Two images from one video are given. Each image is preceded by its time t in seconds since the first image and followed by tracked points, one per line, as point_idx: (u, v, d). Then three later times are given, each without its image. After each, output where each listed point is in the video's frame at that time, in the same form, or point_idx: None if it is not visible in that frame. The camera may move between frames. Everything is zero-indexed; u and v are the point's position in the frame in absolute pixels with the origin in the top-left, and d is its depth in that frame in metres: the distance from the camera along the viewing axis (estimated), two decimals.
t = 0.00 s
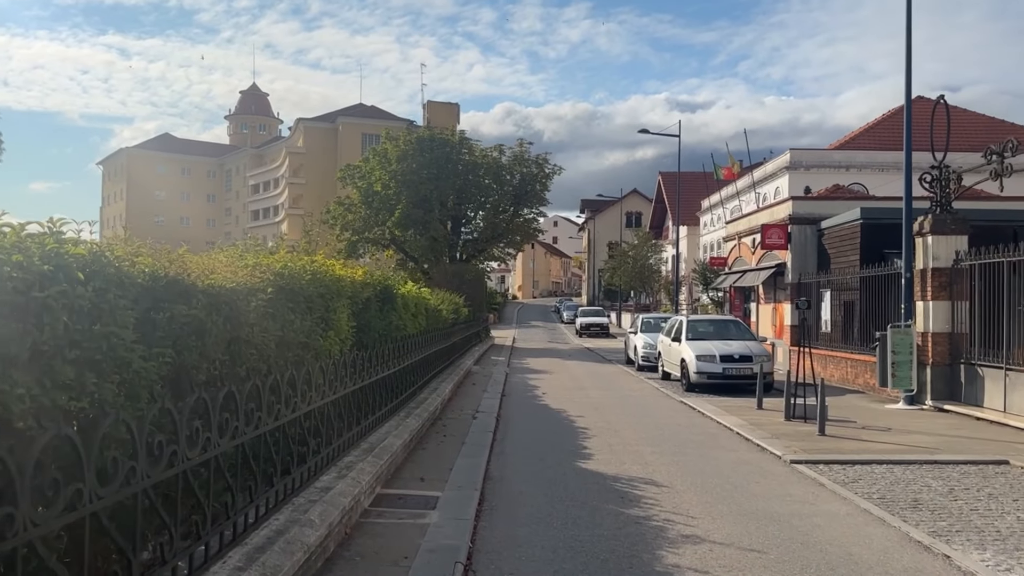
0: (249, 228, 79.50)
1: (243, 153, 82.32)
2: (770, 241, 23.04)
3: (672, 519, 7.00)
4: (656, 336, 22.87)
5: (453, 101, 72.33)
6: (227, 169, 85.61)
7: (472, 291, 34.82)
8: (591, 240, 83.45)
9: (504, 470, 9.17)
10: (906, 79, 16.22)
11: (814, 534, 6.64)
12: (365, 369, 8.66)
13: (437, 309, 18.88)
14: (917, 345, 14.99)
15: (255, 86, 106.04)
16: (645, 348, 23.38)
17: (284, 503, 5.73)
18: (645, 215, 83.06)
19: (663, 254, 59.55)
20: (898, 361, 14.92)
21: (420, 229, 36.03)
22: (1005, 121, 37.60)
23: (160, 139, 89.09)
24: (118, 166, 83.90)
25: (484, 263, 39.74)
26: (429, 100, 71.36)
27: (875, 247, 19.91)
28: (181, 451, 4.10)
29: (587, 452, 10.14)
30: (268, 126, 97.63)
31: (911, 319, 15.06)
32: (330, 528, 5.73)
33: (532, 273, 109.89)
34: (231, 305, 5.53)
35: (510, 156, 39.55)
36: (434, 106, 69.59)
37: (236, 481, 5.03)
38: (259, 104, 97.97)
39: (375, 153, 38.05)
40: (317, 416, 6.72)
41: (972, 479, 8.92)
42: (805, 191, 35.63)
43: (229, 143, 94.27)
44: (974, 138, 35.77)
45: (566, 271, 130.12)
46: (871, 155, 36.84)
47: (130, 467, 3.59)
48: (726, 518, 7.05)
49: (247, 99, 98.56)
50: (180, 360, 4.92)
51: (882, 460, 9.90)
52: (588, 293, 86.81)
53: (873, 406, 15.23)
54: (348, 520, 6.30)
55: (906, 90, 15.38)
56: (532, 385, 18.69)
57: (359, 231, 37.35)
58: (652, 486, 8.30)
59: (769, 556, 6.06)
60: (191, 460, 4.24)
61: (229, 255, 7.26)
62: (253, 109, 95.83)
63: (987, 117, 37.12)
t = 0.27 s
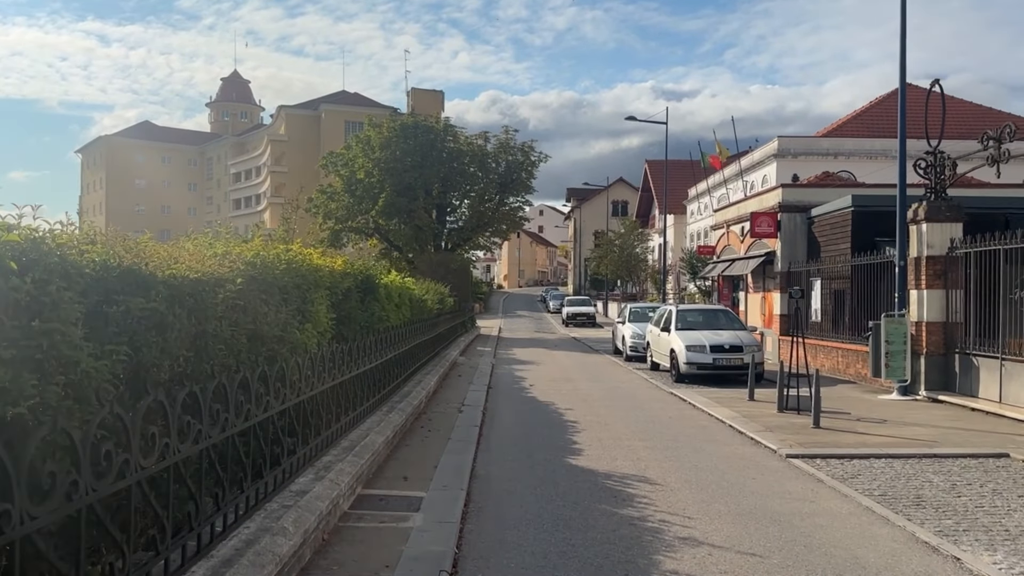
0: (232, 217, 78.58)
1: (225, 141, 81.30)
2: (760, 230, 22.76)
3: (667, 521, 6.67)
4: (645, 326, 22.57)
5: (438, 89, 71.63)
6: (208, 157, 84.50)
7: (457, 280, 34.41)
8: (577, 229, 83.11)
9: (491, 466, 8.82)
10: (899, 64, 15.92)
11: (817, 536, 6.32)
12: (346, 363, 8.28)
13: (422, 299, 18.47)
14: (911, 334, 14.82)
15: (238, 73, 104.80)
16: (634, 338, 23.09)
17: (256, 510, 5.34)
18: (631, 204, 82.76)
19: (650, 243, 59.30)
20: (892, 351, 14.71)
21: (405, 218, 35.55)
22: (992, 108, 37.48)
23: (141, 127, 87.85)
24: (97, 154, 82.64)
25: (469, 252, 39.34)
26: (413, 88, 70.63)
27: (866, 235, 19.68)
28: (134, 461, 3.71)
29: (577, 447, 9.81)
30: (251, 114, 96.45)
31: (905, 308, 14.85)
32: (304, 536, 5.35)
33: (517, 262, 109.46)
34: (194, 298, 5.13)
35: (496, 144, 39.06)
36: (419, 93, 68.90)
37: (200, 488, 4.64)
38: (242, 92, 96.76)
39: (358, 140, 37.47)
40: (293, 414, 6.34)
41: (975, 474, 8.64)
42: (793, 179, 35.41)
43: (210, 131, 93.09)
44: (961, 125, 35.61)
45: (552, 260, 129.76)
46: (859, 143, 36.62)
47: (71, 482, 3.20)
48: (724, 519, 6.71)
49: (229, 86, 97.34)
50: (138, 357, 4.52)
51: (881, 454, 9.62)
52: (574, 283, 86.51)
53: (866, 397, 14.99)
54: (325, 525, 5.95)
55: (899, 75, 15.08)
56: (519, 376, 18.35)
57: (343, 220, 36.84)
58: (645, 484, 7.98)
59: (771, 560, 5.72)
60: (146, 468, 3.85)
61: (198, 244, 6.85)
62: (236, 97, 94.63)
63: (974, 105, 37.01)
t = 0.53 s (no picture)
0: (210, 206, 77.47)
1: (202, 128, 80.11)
2: (745, 216, 22.52)
3: (661, 517, 6.35)
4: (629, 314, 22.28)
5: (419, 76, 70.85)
6: (186, 145, 83.47)
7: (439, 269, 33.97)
8: (559, 218, 82.74)
9: (474, 459, 8.46)
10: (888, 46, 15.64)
11: (817, 532, 6.02)
12: (321, 352, 7.88)
13: (402, 287, 18.02)
14: (900, 321, 14.65)
15: (214, 60, 103.30)
16: (618, 327, 22.79)
17: (221, 510, 4.97)
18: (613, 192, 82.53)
19: (633, 231, 59.03)
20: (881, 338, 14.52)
21: (385, 206, 34.99)
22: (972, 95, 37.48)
23: (117, 115, 86.40)
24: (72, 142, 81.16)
25: (451, 241, 38.85)
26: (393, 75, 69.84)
27: (852, 220, 19.50)
28: (73, 463, 3.33)
29: (564, 439, 9.49)
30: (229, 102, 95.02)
31: (894, 295, 14.67)
32: (274, 538, 4.97)
33: (500, 251, 108.99)
34: (151, 282, 4.74)
35: (477, 131, 38.54)
36: (400, 80, 68.14)
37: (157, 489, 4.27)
38: (219, 79, 95.43)
39: (337, 127, 36.84)
40: (262, 407, 5.94)
41: (972, 464, 8.40)
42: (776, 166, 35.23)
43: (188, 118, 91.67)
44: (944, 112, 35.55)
45: (534, 249, 129.48)
46: (842, 130, 36.47)
47: None
48: (719, 515, 6.40)
49: (206, 74, 95.92)
50: (86, 348, 4.11)
51: (873, 443, 9.38)
52: (557, 272, 86.22)
53: (855, 386, 14.80)
54: (297, 525, 5.58)
55: (889, 57, 14.79)
56: (502, 366, 18.00)
57: (322, 207, 36.28)
58: (636, 477, 7.65)
59: (771, 559, 5.41)
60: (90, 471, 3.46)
61: (160, 226, 6.40)
62: (213, 84, 93.29)
63: (956, 92, 37.00)
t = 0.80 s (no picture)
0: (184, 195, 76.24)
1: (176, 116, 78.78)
2: (727, 205, 22.30)
3: (649, 518, 6.04)
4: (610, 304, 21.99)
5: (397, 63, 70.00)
6: (161, 133, 82.24)
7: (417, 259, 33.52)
8: (540, 207, 82.29)
9: (452, 457, 8.11)
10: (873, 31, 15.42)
11: (813, 534, 5.74)
12: (291, 346, 7.51)
13: (379, 278, 17.59)
14: (886, 310, 14.47)
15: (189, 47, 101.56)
16: (599, 317, 22.50)
17: (176, 521, 4.60)
18: (593, 181, 82.19)
19: (613, 221, 58.81)
20: (866, 328, 14.33)
21: (363, 194, 34.45)
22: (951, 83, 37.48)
23: (89, 103, 84.76)
24: (43, 130, 79.48)
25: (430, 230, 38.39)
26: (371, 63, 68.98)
27: (836, 209, 19.32)
28: None
29: (546, 434, 9.17)
30: (204, 89, 93.51)
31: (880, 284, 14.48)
32: (234, 551, 4.61)
33: (480, 240, 108.37)
34: (97, 274, 4.34)
35: (456, 119, 38.04)
36: (377, 68, 67.34)
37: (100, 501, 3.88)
38: (194, 67, 93.91)
39: (313, 114, 36.18)
40: (224, 407, 5.56)
41: (966, 458, 8.17)
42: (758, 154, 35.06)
43: (161, 106, 90.13)
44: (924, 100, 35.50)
45: (514, 239, 128.99)
46: (823, 118, 36.34)
47: None
48: (709, 517, 6.09)
49: (180, 61, 94.33)
50: (19, 346, 3.71)
51: (864, 436, 9.14)
52: (537, 262, 85.82)
53: (840, 376, 14.61)
54: (262, 533, 5.22)
55: (875, 42, 14.56)
56: (482, 358, 17.65)
57: (298, 196, 35.67)
58: (622, 475, 7.34)
59: (768, 565, 5.11)
60: (17, 487, 3.07)
61: (114, 213, 6.00)
62: (187, 71, 91.78)
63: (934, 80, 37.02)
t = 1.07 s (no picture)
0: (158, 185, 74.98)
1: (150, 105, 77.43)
2: (708, 195, 22.08)
3: (636, 519, 5.74)
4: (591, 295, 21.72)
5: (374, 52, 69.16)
6: (133, 122, 80.89)
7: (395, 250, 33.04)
8: (519, 198, 81.83)
9: (431, 454, 7.77)
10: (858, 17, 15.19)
11: (810, 535, 5.46)
12: (259, 339, 7.15)
13: (356, 268, 17.16)
14: (871, 301, 14.30)
15: (163, 35, 99.90)
16: (580, 308, 22.21)
17: (127, 532, 4.25)
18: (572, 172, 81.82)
19: (592, 212, 58.56)
20: (851, 318, 14.14)
21: (340, 184, 33.88)
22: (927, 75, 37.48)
23: (60, 91, 83.08)
24: (12, 119, 77.82)
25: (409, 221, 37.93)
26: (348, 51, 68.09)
27: (818, 198, 19.16)
28: None
29: (528, 428, 8.86)
30: (178, 78, 91.99)
31: (864, 274, 14.30)
32: (191, 563, 4.26)
33: (458, 232, 107.68)
34: (35, 264, 3.97)
35: (435, 108, 37.53)
36: (353, 57, 66.59)
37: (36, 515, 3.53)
38: (168, 55, 92.42)
39: (288, 102, 35.53)
40: (184, 405, 5.22)
41: (960, 452, 7.95)
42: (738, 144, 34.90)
43: (134, 95, 88.58)
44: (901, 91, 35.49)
45: (493, 231, 128.43)
46: (802, 108, 36.25)
47: None
48: (701, 518, 5.79)
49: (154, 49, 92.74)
50: None
51: (853, 430, 8.92)
52: (516, 253, 85.40)
53: (824, 368, 14.43)
54: (225, 543, 4.88)
55: (860, 28, 14.32)
56: (461, 350, 17.31)
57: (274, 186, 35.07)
58: (608, 472, 7.05)
59: (765, 570, 4.82)
60: None
61: (64, 198, 5.60)
62: (161, 59, 90.26)
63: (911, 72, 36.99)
